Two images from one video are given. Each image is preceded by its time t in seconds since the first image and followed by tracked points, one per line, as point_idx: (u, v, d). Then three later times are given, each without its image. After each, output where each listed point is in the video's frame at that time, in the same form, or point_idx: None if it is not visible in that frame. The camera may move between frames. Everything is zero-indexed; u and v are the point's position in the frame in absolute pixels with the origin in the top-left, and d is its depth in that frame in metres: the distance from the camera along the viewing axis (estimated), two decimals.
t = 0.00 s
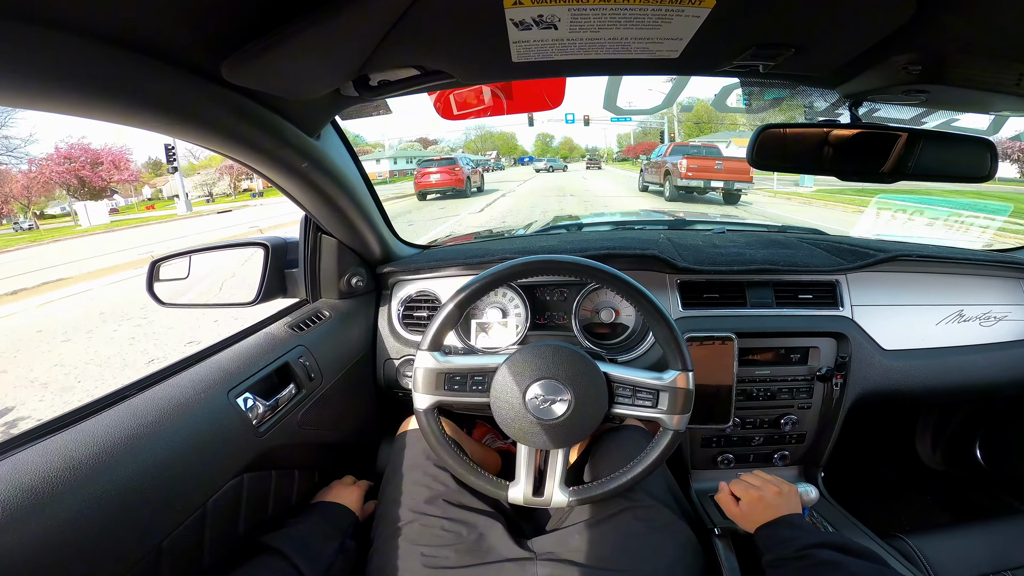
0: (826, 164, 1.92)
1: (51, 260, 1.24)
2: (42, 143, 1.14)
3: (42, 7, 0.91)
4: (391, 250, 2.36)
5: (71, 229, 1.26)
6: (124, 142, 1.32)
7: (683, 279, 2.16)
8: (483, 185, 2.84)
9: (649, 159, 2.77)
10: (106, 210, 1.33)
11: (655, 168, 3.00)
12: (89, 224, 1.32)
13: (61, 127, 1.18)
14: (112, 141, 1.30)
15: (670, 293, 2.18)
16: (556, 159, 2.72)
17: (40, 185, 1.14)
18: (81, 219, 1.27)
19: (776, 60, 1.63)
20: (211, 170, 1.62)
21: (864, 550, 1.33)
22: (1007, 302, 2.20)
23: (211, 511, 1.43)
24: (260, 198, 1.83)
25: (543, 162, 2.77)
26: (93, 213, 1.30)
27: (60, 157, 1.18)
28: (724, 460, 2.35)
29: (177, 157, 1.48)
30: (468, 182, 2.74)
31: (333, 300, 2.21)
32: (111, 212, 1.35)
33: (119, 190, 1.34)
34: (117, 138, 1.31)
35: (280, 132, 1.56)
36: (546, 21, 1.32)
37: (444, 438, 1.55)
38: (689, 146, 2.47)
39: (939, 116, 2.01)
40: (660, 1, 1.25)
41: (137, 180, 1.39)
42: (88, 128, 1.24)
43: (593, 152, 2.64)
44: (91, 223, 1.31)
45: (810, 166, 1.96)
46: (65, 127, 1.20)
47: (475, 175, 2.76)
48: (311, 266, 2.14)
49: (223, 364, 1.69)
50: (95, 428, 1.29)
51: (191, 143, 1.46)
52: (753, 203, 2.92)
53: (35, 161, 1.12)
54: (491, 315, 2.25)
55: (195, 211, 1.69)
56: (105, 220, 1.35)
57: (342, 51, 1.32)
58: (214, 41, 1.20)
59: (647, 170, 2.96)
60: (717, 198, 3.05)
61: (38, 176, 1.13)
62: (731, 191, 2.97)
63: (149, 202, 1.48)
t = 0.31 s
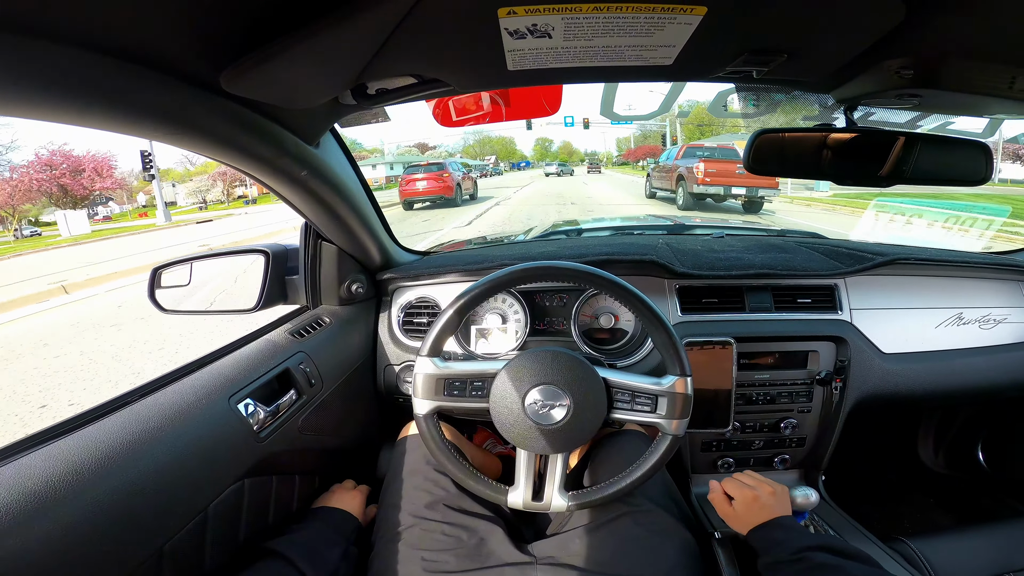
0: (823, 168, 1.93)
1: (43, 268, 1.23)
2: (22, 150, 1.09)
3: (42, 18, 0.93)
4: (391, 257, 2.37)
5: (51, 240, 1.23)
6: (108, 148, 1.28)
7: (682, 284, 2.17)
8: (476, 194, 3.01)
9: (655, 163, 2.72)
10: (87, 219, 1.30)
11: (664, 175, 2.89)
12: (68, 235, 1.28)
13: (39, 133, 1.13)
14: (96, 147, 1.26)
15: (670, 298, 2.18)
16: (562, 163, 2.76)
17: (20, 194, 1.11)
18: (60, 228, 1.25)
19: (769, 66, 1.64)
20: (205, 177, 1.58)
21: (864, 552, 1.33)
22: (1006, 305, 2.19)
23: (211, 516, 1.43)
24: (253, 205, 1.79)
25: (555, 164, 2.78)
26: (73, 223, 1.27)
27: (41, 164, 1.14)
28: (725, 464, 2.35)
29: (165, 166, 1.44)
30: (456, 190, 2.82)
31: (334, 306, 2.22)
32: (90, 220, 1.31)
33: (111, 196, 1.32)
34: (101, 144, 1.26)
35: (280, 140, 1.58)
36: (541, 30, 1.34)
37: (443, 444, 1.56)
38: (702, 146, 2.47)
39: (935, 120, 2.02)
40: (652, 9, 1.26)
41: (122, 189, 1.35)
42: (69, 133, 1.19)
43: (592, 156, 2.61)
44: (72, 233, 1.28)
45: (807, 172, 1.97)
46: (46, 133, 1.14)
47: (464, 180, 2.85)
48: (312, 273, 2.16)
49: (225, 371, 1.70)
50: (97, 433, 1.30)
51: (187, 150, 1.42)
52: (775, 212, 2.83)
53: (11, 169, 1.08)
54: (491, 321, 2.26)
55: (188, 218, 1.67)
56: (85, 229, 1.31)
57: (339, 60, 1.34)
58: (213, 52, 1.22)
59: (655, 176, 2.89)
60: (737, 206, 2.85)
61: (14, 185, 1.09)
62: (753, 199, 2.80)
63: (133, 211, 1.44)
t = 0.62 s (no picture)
0: (830, 180, 1.94)
1: (43, 279, 1.22)
2: (13, 157, 1.07)
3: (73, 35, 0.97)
4: (399, 267, 2.39)
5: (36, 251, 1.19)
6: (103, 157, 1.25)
7: (688, 295, 2.19)
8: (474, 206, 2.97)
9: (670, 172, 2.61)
10: (73, 228, 1.25)
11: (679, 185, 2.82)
12: (53, 246, 1.22)
13: (31, 138, 1.11)
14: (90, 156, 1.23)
15: (676, 310, 2.19)
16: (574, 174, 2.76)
17: (9, 203, 1.08)
18: (48, 241, 1.20)
19: (775, 81, 1.67)
20: (206, 185, 1.54)
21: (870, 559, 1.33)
22: (1013, 316, 2.19)
23: (220, 522, 1.44)
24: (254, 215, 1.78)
25: (569, 176, 2.81)
26: (60, 233, 1.22)
27: (30, 172, 1.11)
28: (731, 475, 2.33)
29: (164, 173, 1.40)
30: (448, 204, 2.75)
31: (342, 316, 2.24)
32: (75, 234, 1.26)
33: (117, 204, 1.35)
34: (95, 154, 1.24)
35: (294, 153, 1.61)
36: (551, 47, 1.37)
37: (450, 451, 1.56)
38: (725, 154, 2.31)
39: (940, 131, 2.02)
40: (660, 27, 1.29)
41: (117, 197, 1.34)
42: (61, 140, 1.16)
43: (597, 166, 2.66)
44: (59, 243, 1.23)
45: (813, 183, 1.98)
46: (38, 138, 1.13)
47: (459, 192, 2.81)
48: (320, 284, 2.17)
49: (235, 379, 1.72)
50: (111, 439, 1.32)
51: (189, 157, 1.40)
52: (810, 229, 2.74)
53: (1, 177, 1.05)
54: (497, 332, 2.27)
55: (189, 228, 1.64)
56: (73, 239, 1.27)
57: (354, 76, 1.38)
58: (234, 69, 1.26)
59: (672, 187, 2.82)
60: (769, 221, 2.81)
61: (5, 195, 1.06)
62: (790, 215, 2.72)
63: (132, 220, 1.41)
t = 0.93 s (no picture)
0: (833, 182, 1.92)
1: (51, 273, 1.25)
2: None
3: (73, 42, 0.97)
4: (400, 268, 2.39)
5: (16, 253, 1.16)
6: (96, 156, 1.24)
7: (688, 297, 2.18)
8: (468, 207, 3.00)
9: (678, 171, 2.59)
10: (56, 228, 1.23)
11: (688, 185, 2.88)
12: (40, 246, 1.22)
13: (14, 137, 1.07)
14: (81, 154, 1.22)
15: (676, 312, 2.19)
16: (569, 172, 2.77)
17: None
18: (32, 238, 1.17)
19: (778, 85, 1.66)
20: (203, 182, 1.56)
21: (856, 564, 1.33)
22: (1015, 320, 2.18)
23: (220, 522, 1.45)
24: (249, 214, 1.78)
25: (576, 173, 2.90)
26: (44, 232, 1.19)
27: (15, 170, 1.08)
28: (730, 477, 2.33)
29: (162, 171, 1.42)
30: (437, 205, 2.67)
31: (343, 316, 2.24)
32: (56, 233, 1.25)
33: (115, 202, 1.35)
34: (85, 151, 1.23)
35: (295, 156, 1.61)
36: (552, 52, 1.36)
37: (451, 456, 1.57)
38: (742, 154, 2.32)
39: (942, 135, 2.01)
40: (661, 32, 1.28)
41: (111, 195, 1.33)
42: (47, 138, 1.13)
43: (600, 164, 2.70)
44: (43, 243, 1.21)
45: (816, 188, 1.97)
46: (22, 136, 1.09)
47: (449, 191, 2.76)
48: (321, 285, 2.17)
49: (235, 380, 1.72)
50: (114, 440, 1.33)
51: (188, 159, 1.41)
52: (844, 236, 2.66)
53: None
54: (497, 333, 2.27)
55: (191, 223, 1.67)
56: (57, 239, 1.26)
57: (354, 79, 1.37)
58: (234, 72, 1.26)
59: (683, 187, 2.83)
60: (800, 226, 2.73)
61: None
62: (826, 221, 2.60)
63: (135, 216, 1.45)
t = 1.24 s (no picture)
0: (837, 181, 1.94)
1: (38, 272, 1.25)
2: None
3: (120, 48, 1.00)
4: (411, 264, 2.42)
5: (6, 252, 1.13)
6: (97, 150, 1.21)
7: (696, 297, 2.22)
8: (464, 207, 2.81)
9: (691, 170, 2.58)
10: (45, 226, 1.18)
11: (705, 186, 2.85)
12: (24, 243, 1.16)
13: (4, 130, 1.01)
14: (74, 148, 1.18)
15: (684, 311, 2.23)
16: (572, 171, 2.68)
17: None
18: (18, 237, 1.13)
19: (793, 91, 1.69)
20: (200, 179, 1.53)
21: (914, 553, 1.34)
22: (1019, 321, 2.22)
23: (238, 517, 1.48)
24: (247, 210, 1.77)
25: (580, 172, 2.75)
26: (31, 230, 1.15)
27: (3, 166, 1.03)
28: (734, 473, 2.37)
29: (162, 166, 1.39)
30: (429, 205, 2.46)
31: (355, 312, 2.27)
32: (51, 230, 1.23)
33: (111, 197, 1.33)
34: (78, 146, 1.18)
35: (319, 155, 1.64)
36: (576, 59, 1.38)
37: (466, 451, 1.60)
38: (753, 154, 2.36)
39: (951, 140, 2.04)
40: (685, 42, 1.31)
41: (103, 190, 1.30)
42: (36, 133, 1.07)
43: (603, 163, 2.58)
44: (30, 242, 1.17)
45: (822, 184, 1.97)
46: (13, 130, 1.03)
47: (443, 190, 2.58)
48: (335, 279, 2.22)
49: (253, 374, 1.75)
50: (138, 434, 1.35)
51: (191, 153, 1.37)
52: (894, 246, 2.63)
53: None
54: (507, 329, 2.30)
55: (184, 220, 1.67)
56: (43, 237, 1.19)
57: (382, 83, 1.39)
58: (265, 75, 1.28)
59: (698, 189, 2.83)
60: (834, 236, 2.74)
61: None
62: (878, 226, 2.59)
63: (136, 212, 1.47)
